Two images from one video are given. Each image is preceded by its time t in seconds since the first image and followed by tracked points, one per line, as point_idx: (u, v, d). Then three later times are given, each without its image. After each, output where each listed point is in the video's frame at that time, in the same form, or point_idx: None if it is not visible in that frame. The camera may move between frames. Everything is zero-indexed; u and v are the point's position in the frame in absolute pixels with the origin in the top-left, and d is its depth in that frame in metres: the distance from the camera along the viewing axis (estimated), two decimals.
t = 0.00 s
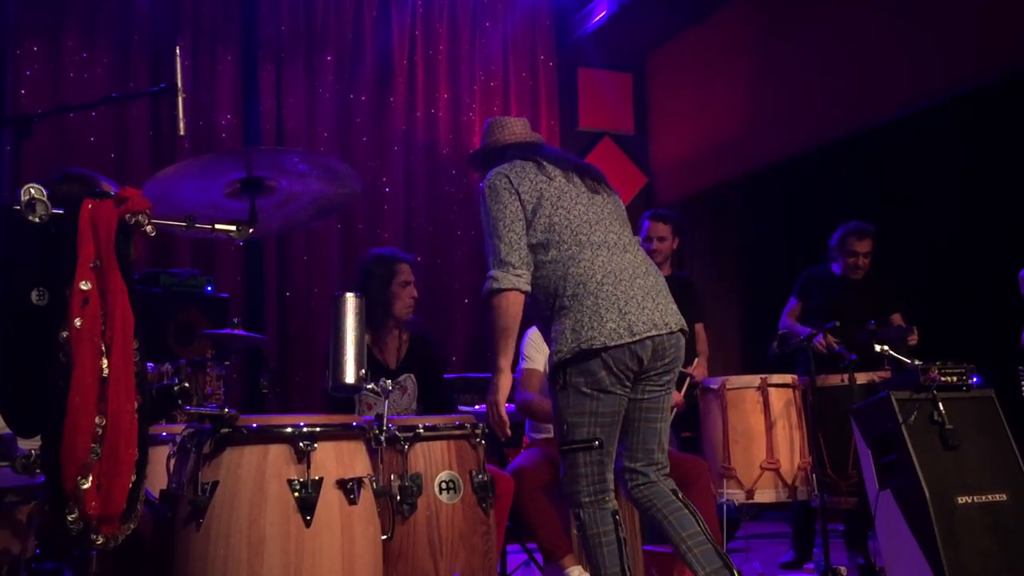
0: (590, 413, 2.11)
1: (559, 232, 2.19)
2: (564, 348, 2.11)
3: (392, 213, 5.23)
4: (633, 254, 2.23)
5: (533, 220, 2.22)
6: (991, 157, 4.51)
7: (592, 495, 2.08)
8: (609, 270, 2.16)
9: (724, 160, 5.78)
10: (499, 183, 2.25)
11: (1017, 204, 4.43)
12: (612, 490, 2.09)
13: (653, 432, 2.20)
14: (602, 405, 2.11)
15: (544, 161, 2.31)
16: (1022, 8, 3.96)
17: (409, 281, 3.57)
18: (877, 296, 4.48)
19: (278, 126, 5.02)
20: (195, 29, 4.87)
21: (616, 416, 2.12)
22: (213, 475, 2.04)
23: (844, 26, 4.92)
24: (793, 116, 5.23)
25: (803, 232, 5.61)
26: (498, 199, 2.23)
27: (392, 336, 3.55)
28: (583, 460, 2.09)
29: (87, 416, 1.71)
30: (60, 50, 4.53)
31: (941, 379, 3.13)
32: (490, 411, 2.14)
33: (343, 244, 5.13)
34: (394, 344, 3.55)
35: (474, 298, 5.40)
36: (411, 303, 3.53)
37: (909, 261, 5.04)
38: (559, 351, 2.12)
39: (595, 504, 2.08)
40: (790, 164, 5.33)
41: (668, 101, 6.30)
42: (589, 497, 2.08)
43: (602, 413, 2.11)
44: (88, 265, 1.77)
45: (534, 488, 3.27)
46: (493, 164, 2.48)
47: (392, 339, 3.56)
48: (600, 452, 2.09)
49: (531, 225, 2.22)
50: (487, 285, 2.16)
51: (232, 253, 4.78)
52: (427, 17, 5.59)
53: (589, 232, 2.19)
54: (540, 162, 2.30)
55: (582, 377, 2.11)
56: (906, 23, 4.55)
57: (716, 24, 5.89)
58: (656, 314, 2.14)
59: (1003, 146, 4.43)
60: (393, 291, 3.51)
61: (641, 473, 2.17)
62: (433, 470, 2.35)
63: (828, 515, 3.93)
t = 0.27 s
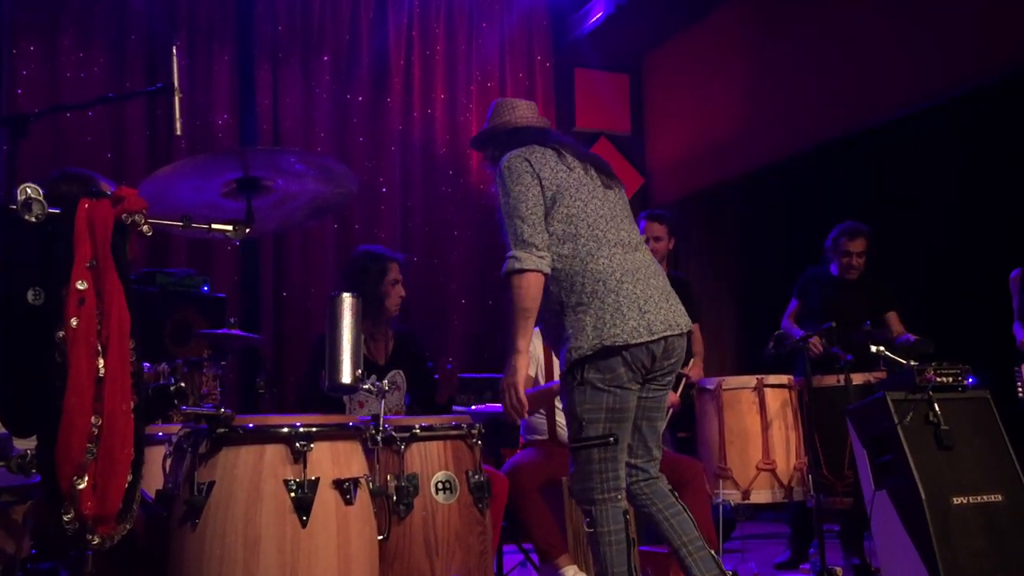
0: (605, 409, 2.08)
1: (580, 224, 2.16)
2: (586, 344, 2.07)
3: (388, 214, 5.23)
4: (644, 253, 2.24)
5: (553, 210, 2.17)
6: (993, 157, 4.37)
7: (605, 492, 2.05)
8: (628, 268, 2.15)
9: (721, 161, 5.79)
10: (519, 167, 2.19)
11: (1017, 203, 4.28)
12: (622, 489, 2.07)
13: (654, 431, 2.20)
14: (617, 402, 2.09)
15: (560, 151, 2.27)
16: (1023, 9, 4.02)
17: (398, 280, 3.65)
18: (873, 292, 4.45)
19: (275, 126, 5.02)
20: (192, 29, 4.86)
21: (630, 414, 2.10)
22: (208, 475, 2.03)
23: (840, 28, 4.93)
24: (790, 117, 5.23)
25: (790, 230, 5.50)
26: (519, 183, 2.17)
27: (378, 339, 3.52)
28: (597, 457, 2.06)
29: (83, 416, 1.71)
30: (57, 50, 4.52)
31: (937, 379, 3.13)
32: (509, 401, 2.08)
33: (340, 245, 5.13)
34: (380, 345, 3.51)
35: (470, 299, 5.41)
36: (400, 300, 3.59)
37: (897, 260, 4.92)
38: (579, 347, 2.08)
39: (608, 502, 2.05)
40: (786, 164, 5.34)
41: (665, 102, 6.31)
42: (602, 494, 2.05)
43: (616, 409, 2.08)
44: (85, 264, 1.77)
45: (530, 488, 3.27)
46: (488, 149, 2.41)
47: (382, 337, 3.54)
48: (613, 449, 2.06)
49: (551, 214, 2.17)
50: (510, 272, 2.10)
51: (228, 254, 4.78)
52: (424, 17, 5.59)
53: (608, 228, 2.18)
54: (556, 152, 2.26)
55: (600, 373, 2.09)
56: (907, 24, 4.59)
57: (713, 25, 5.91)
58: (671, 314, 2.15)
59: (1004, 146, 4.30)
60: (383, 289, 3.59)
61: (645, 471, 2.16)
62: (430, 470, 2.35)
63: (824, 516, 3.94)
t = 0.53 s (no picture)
0: (619, 410, 2.06)
1: (609, 226, 2.16)
2: (612, 344, 2.05)
3: (383, 216, 5.23)
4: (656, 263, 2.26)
5: (586, 207, 2.15)
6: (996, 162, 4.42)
7: (612, 491, 2.01)
8: (649, 275, 2.16)
9: (715, 164, 5.80)
10: (555, 159, 2.16)
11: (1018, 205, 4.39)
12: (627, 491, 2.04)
13: (654, 435, 2.18)
14: (630, 403, 2.07)
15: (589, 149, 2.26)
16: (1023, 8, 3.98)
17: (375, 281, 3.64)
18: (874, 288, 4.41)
19: (269, 128, 5.02)
20: (186, 31, 4.86)
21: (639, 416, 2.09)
22: (201, 478, 2.03)
23: (834, 31, 4.94)
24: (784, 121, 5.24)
25: (787, 230, 5.55)
26: (556, 175, 2.13)
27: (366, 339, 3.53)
28: (607, 455, 2.02)
29: (75, 418, 1.70)
30: (51, 51, 4.51)
31: (930, 384, 3.14)
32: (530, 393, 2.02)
33: (334, 247, 5.13)
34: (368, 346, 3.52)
35: (464, 301, 5.40)
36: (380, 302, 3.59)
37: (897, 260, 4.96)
38: (604, 346, 2.05)
39: (614, 501, 2.01)
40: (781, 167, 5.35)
41: (660, 105, 6.32)
42: (609, 493, 2.01)
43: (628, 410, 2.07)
44: (77, 266, 1.76)
45: (524, 491, 3.27)
46: (501, 135, 2.36)
47: (372, 336, 3.55)
48: (622, 449, 2.03)
49: (584, 210, 2.15)
50: (545, 264, 2.05)
51: (222, 255, 4.77)
52: (420, 19, 5.59)
53: (631, 234, 2.19)
54: (587, 149, 2.25)
55: (618, 375, 2.07)
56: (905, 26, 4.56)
57: (708, 29, 5.91)
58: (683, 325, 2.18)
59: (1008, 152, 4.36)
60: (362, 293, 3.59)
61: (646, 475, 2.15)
62: (424, 473, 2.35)
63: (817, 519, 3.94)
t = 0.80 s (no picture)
0: (629, 412, 2.06)
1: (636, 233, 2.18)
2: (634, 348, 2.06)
3: (374, 220, 5.22)
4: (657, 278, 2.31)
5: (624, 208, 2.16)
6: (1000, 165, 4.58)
7: (617, 493, 2.01)
8: (660, 287, 2.21)
9: (705, 169, 5.81)
10: (601, 158, 2.16)
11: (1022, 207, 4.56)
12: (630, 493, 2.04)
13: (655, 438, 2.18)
14: (640, 406, 2.08)
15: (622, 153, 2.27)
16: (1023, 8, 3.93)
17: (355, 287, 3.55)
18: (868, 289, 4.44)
19: (260, 131, 5.01)
20: (177, 34, 4.85)
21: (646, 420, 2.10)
22: (189, 482, 2.02)
23: (823, 38, 4.96)
24: (775, 126, 5.26)
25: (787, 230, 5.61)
26: (602, 173, 2.13)
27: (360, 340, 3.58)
28: (615, 457, 2.03)
29: (63, 422, 1.70)
30: (41, 53, 4.50)
31: (919, 388, 3.14)
32: (563, 379, 2.01)
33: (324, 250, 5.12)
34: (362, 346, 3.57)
35: (455, 305, 5.40)
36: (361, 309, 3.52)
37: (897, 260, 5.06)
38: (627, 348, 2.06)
39: (619, 502, 2.01)
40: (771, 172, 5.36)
41: (650, 110, 6.33)
42: (614, 494, 2.01)
43: (637, 413, 2.07)
44: (65, 268, 1.75)
45: (513, 495, 3.27)
46: (525, 123, 2.33)
47: (367, 338, 3.60)
48: (629, 452, 2.04)
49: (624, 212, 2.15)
50: (592, 255, 2.03)
51: (212, 259, 4.76)
52: (411, 23, 5.59)
53: (648, 245, 2.23)
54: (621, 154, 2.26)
55: (631, 378, 2.08)
56: (901, 27, 4.50)
57: (698, 34, 5.93)
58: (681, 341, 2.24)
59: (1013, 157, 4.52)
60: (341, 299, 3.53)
61: (648, 476, 2.14)
62: (413, 477, 2.35)
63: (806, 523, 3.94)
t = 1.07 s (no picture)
0: (625, 419, 2.05)
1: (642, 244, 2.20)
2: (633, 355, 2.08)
3: (360, 225, 5.21)
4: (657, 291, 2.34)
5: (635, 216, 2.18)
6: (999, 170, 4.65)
7: (606, 500, 2.01)
8: (662, 300, 2.23)
9: (691, 176, 5.82)
10: (615, 166, 2.18)
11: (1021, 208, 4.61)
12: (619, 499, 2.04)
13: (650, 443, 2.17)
14: (634, 414, 2.07)
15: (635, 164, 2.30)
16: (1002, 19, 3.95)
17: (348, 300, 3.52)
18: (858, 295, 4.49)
19: (246, 135, 4.99)
20: (163, 38, 4.84)
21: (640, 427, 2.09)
22: (172, 488, 2.01)
23: (808, 45, 4.97)
24: (760, 133, 5.28)
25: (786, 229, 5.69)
26: (615, 180, 2.15)
27: (350, 346, 3.56)
28: (605, 464, 2.02)
29: (44, 427, 1.69)
30: (25, 56, 4.47)
31: (902, 395, 3.17)
32: (604, 388, 1.98)
33: (310, 255, 5.10)
34: (353, 353, 3.55)
35: (441, 311, 5.39)
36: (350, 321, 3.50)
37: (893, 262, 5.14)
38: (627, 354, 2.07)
39: (607, 509, 2.01)
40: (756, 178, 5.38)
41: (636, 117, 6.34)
42: (602, 500, 2.00)
43: (632, 420, 2.06)
44: (47, 273, 1.74)
45: (499, 501, 3.26)
46: (545, 130, 2.43)
47: (357, 345, 3.58)
48: (619, 459, 2.03)
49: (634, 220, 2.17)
50: (605, 258, 2.04)
51: (197, 264, 4.74)
52: (398, 28, 5.59)
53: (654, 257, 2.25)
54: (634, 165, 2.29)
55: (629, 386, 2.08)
56: (884, 33, 4.50)
57: (683, 41, 5.94)
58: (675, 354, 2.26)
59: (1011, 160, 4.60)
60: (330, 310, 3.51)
61: (642, 480, 2.13)
62: (397, 482, 2.34)
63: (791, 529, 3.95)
